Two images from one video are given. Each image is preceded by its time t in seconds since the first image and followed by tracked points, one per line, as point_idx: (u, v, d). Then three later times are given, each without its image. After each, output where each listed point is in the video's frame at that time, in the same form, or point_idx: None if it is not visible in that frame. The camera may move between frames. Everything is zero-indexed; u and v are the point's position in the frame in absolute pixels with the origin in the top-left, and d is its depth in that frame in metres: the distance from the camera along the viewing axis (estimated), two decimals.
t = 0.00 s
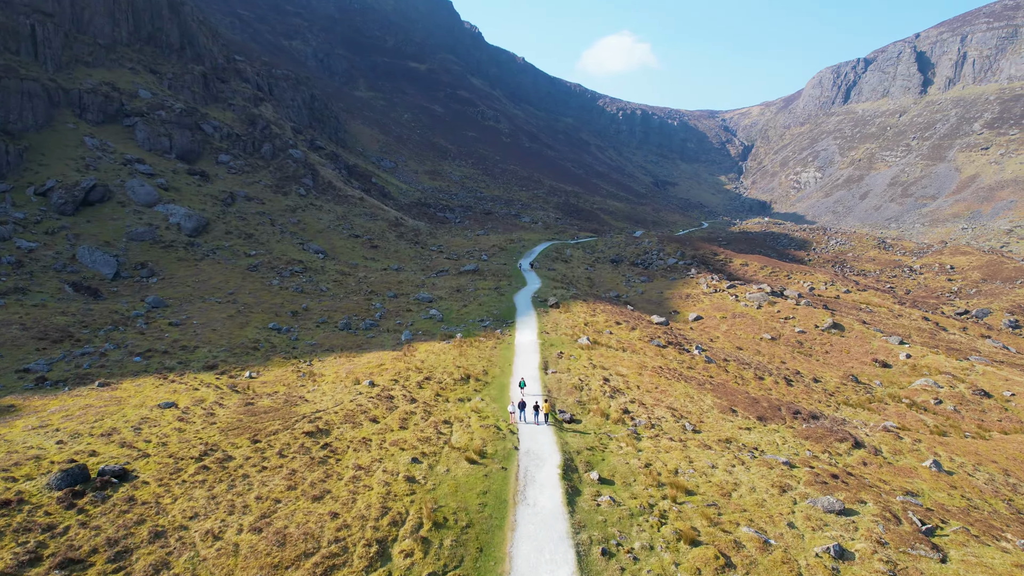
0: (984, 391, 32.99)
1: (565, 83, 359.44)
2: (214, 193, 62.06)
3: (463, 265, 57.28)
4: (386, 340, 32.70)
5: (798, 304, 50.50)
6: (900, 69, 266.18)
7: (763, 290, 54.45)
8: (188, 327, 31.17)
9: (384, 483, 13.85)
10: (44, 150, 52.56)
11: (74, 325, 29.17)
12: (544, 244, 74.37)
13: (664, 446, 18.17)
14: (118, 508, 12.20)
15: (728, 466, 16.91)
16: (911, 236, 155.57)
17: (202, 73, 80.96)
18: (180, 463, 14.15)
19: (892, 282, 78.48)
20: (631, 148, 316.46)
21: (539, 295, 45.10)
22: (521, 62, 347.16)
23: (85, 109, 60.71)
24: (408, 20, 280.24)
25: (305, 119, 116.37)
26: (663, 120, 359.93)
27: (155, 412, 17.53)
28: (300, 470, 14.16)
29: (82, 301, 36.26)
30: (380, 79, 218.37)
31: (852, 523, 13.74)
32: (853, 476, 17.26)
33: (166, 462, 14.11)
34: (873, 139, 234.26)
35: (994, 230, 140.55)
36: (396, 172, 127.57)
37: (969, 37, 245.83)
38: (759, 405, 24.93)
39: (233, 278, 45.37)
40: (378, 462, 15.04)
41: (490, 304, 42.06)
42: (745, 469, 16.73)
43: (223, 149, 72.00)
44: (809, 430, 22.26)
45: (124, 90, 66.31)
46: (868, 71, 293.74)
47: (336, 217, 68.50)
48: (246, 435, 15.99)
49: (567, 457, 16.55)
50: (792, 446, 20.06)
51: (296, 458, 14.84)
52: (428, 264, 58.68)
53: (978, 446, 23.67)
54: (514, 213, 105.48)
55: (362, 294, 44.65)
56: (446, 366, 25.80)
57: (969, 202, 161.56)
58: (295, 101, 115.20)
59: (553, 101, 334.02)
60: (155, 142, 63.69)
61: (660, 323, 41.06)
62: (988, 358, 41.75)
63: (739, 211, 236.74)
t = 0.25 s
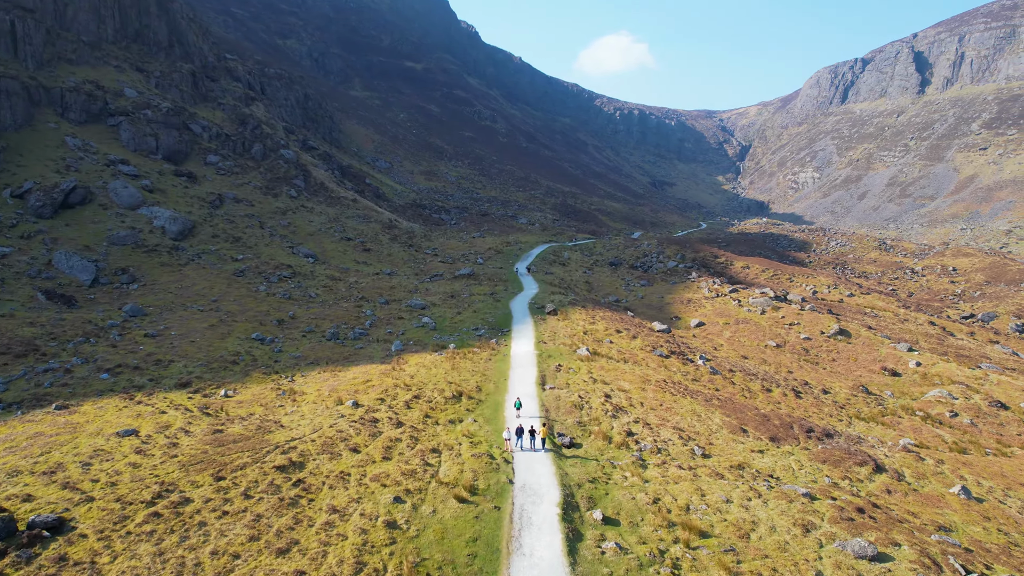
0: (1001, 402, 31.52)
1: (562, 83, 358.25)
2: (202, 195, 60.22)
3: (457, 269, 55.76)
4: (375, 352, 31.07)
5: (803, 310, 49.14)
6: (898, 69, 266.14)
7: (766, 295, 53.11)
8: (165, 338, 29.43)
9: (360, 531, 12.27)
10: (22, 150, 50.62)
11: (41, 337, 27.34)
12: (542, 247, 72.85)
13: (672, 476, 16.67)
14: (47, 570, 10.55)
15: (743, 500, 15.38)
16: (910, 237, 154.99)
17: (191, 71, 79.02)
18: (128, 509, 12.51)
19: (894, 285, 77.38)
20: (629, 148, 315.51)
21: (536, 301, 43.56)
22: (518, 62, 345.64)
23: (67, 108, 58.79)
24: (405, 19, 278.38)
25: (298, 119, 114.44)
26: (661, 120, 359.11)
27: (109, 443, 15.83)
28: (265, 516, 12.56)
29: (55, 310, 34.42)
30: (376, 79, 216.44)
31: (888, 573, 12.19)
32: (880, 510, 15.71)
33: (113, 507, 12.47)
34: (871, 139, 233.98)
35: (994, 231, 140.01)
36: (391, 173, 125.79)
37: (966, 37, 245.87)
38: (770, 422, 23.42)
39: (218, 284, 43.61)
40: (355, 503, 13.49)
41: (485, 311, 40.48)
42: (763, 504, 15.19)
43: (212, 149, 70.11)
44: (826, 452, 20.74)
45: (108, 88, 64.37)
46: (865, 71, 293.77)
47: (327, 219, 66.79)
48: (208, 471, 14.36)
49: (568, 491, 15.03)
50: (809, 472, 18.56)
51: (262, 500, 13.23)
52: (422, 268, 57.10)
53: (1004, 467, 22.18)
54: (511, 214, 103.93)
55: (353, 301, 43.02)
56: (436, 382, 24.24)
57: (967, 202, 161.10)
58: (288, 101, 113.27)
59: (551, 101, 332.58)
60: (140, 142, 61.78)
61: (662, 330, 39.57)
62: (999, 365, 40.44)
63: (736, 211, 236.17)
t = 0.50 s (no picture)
0: (1019, 415, 30.04)
1: (559, 83, 357.00)
2: (188, 197, 58.36)
3: (452, 274, 54.21)
4: (363, 364, 29.41)
5: (808, 315, 47.74)
6: (896, 69, 266.02)
7: (769, 299, 51.75)
8: (138, 351, 27.66)
9: None
10: None
11: (4, 352, 25.51)
12: (539, 249, 71.30)
13: (683, 512, 15.11)
14: None
15: (763, 542, 13.82)
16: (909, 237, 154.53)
17: (179, 70, 77.11)
18: (60, 569, 10.84)
19: (897, 288, 76.31)
20: (626, 148, 314.52)
21: (533, 308, 41.97)
22: (515, 62, 344.06)
23: (48, 107, 56.88)
24: (401, 19, 276.46)
25: (291, 119, 112.51)
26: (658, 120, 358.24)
27: (53, 482, 14.10)
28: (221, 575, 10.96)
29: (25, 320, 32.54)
30: (372, 78, 214.44)
31: None
32: (913, 552, 14.15)
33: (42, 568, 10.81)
34: (869, 139, 233.69)
35: (993, 231, 139.51)
36: (386, 174, 124.02)
37: (964, 37, 245.87)
38: (783, 443, 21.89)
39: (201, 291, 41.82)
40: (327, 555, 11.93)
41: (480, 318, 38.87)
42: (785, 548, 13.63)
43: (200, 150, 68.25)
44: (845, 477, 19.21)
45: (92, 87, 62.42)
46: (863, 71, 293.59)
47: (319, 221, 65.07)
48: (161, 518, 12.70)
49: (568, 534, 13.53)
50: (830, 503, 17.03)
51: (219, 554, 11.61)
52: (415, 272, 55.50)
53: None
54: (507, 216, 102.42)
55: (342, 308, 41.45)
56: (426, 400, 22.66)
57: (966, 202, 160.75)
58: (281, 101, 111.33)
59: (548, 101, 331.13)
60: (124, 142, 59.88)
61: (664, 338, 38.08)
62: (1012, 373, 39.13)
63: (734, 212, 235.70)
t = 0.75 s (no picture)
0: None
1: (556, 83, 355.61)
2: (173, 199, 56.50)
3: (446, 278, 52.65)
4: (349, 378, 27.76)
5: (813, 321, 46.28)
6: (893, 69, 265.79)
7: (772, 304, 50.37)
8: (107, 366, 25.84)
9: None
10: None
11: None
12: (536, 252, 69.76)
13: (697, 556, 13.58)
14: None
15: None
16: (908, 238, 153.99)
17: (167, 68, 75.17)
18: None
19: (899, 290, 75.24)
20: (624, 148, 313.49)
21: (530, 315, 40.35)
22: (512, 61, 342.38)
23: (27, 106, 55.05)
24: (398, 18, 274.54)
25: (284, 119, 110.63)
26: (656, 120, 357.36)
27: None
28: None
29: None
30: (367, 77, 212.42)
31: None
32: None
33: None
34: (867, 139, 233.43)
35: (993, 232, 138.96)
36: (381, 175, 122.26)
37: (962, 37, 245.78)
38: (797, 466, 20.38)
39: (183, 298, 40.01)
40: None
41: (474, 326, 37.22)
42: None
43: (187, 150, 66.35)
44: (866, 506, 17.67)
45: (74, 85, 60.49)
46: (861, 71, 293.43)
47: (309, 224, 63.33)
48: None
49: None
50: (855, 541, 15.52)
51: None
52: (408, 276, 53.87)
53: None
54: (504, 217, 100.86)
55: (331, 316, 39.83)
56: (414, 421, 21.05)
57: (965, 203, 160.36)
58: (273, 100, 109.37)
59: (545, 101, 329.65)
60: (107, 142, 57.93)
61: (666, 346, 36.62)
62: None
63: (732, 212, 235.07)
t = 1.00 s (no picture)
0: None
1: (553, 83, 354.39)
2: (158, 201, 54.65)
3: (439, 283, 51.05)
4: (333, 395, 26.06)
5: (818, 327, 44.92)
6: (891, 69, 265.83)
7: (776, 309, 49.01)
8: (72, 383, 24.03)
9: None
10: None
11: None
12: (533, 255, 68.22)
13: None
14: None
15: None
16: (906, 239, 153.68)
17: (153, 66, 73.19)
18: None
19: (902, 293, 74.15)
20: (621, 148, 312.53)
21: (526, 322, 38.80)
22: (509, 61, 340.91)
23: (4, 104, 53.20)
24: (394, 17, 272.59)
25: (276, 119, 108.68)
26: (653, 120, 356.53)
27: None
28: None
29: None
30: (363, 77, 210.45)
31: None
32: None
33: None
34: (865, 139, 233.26)
35: (992, 233, 138.53)
36: (376, 175, 120.45)
37: (960, 37, 245.86)
38: (813, 493, 18.82)
39: (163, 305, 38.20)
40: None
41: (467, 335, 35.63)
42: None
43: (173, 151, 64.43)
44: (892, 541, 16.12)
45: (55, 83, 58.55)
46: (858, 71, 293.61)
47: (299, 227, 61.56)
48: None
49: None
50: None
51: None
52: (401, 281, 52.23)
53: None
54: (501, 218, 99.41)
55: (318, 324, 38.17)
56: (399, 445, 19.45)
57: (963, 203, 160.19)
58: (265, 100, 107.35)
59: (542, 101, 328.23)
60: (89, 142, 55.97)
61: (668, 356, 35.13)
62: None
63: (729, 213, 234.55)
